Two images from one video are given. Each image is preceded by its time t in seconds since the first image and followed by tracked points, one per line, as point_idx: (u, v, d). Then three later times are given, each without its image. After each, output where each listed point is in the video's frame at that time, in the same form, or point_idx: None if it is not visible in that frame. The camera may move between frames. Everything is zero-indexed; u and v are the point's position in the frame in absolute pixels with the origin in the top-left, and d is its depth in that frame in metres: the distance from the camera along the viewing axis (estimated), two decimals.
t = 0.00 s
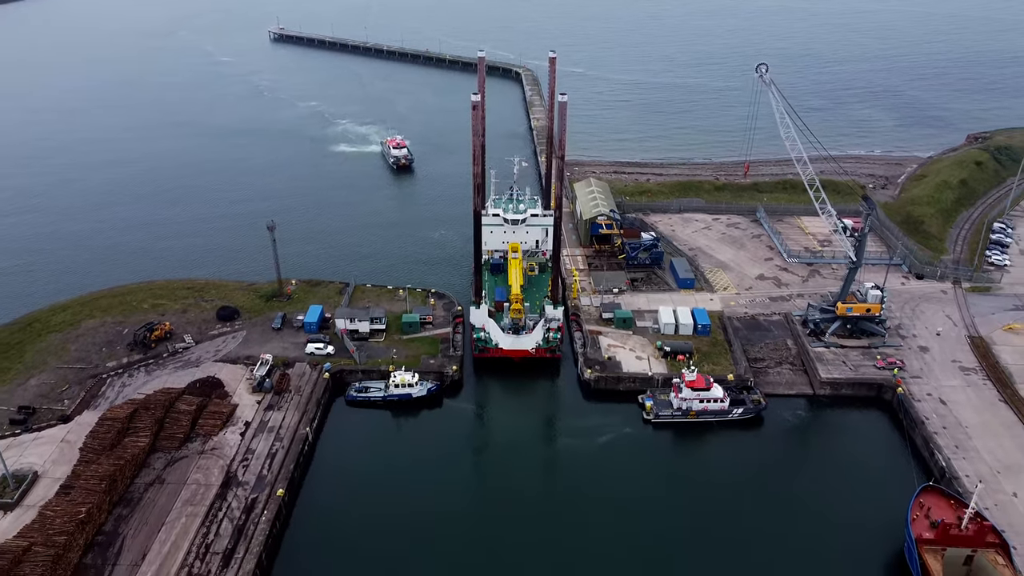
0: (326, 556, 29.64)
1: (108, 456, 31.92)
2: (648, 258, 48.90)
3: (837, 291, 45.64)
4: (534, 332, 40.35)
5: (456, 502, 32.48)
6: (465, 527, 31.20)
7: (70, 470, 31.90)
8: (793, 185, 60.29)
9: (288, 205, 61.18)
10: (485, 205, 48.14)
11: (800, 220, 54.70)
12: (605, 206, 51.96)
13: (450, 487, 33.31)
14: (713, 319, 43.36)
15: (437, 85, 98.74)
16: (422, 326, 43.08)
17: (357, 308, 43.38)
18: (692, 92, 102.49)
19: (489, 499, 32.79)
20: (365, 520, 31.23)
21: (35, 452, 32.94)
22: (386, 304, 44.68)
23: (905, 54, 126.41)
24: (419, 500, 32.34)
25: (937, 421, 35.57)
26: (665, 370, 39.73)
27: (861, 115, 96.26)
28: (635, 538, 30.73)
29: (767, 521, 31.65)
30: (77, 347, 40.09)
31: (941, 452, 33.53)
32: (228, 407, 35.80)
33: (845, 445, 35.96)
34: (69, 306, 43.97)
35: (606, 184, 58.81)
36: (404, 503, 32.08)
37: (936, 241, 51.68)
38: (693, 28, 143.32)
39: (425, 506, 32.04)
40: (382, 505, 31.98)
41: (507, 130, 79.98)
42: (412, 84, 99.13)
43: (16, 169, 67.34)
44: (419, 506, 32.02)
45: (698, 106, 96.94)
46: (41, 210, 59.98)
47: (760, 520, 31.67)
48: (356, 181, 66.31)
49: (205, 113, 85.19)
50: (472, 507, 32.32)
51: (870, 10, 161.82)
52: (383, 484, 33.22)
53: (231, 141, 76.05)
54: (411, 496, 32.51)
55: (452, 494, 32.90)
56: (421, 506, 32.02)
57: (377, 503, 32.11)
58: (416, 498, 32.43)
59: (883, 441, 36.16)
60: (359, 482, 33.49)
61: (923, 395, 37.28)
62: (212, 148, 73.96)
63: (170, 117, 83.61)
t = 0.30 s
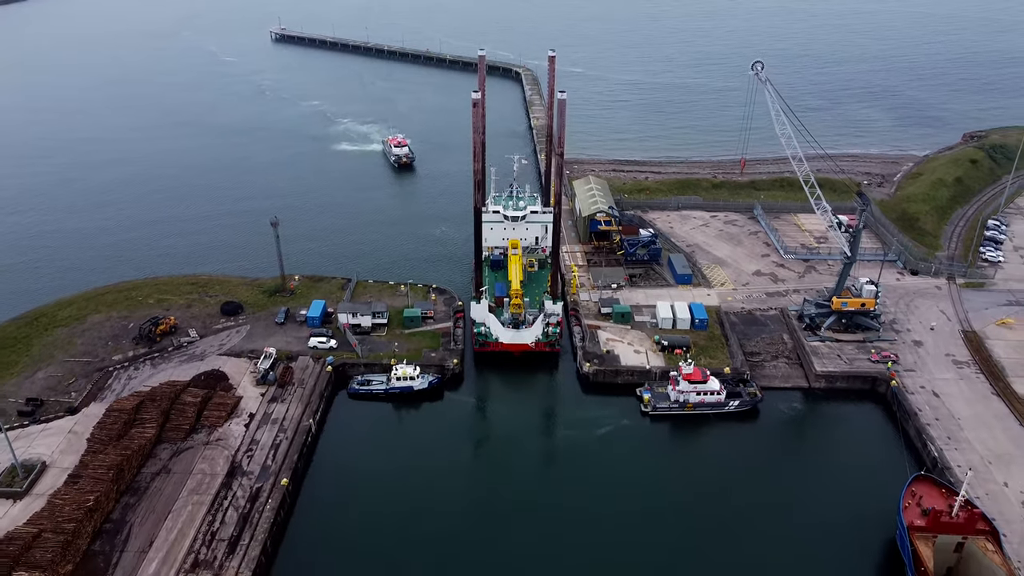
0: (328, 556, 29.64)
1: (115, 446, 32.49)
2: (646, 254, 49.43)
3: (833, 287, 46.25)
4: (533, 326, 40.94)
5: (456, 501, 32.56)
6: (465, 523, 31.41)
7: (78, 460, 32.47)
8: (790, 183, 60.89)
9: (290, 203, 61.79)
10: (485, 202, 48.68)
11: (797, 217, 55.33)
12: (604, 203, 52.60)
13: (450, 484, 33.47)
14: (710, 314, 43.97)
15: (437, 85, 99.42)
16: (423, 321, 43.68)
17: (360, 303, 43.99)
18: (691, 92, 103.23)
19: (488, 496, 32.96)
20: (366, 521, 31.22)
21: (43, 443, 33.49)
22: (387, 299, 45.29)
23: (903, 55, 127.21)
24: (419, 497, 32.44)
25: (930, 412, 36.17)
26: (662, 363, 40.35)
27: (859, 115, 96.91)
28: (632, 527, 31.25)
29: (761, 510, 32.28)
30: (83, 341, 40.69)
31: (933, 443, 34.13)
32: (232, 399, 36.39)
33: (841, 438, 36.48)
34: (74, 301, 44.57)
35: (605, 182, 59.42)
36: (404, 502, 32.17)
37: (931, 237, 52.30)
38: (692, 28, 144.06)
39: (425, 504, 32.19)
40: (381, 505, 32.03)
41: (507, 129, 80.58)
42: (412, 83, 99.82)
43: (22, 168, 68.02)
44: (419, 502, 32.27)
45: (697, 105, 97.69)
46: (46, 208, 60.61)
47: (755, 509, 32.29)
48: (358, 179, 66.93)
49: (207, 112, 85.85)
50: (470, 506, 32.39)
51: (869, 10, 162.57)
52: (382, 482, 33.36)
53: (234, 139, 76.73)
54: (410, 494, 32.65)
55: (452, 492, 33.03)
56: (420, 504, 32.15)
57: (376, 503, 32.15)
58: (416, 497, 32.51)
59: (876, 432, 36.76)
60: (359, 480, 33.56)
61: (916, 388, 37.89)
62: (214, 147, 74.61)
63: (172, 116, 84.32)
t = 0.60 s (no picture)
0: (330, 557, 29.63)
1: (122, 436, 33.06)
2: (645, 250, 49.97)
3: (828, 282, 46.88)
4: (533, 320, 41.56)
5: (455, 501, 32.62)
6: (465, 520, 31.56)
7: (86, 450, 33.05)
8: (787, 180, 61.59)
9: (292, 201, 62.44)
10: (485, 199, 49.21)
11: (793, 215, 56.04)
12: (603, 200, 53.27)
13: (449, 482, 33.59)
14: (707, 309, 44.59)
15: (438, 84, 100.15)
16: (424, 316, 44.31)
17: (362, 298, 44.62)
18: (690, 92, 103.98)
19: (488, 494, 33.10)
20: (366, 523, 31.16)
21: (51, 434, 34.08)
22: (389, 294, 45.94)
23: (900, 55, 128.00)
24: (419, 498, 32.48)
25: (923, 404, 36.77)
26: (660, 357, 40.97)
27: (856, 114, 97.63)
28: (630, 518, 31.74)
29: (756, 500, 32.85)
30: (90, 335, 41.30)
31: (926, 434, 34.72)
32: (237, 391, 37.02)
33: (835, 429, 37.08)
34: (81, 297, 45.19)
35: (604, 180, 60.08)
36: (403, 502, 32.23)
37: (926, 234, 52.96)
38: (691, 29, 144.84)
39: (425, 504, 32.23)
40: (381, 505, 32.08)
41: (508, 128, 81.23)
42: (413, 83, 100.53)
43: (27, 167, 68.71)
44: (419, 499, 32.46)
45: (695, 105, 98.46)
46: (51, 206, 61.28)
47: (750, 499, 32.86)
48: (359, 178, 67.58)
49: (210, 111, 86.56)
50: (470, 505, 32.46)
51: (867, 11, 163.29)
52: (382, 480, 33.46)
53: (237, 138, 77.43)
54: (411, 493, 32.74)
55: (452, 489, 33.22)
56: (420, 504, 32.22)
57: (377, 500, 32.31)
58: (417, 494, 32.73)
59: (870, 424, 37.39)
60: (358, 480, 33.58)
61: (910, 380, 38.51)
62: (217, 146, 75.29)
63: (175, 115, 85.01)
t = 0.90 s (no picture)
0: (331, 557, 29.50)
1: (129, 427, 33.63)
2: (643, 247, 50.59)
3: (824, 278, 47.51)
4: (533, 315, 42.14)
5: (456, 496, 32.85)
6: (465, 516, 31.71)
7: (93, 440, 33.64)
8: (784, 179, 62.31)
9: (295, 198, 63.13)
10: (486, 196, 49.77)
11: (790, 212, 56.73)
12: (601, 198, 54.05)
13: (449, 479, 33.71)
14: (704, 304, 45.23)
15: (438, 84, 100.85)
16: (425, 310, 44.97)
17: (363, 293, 45.27)
18: (689, 91, 104.74)
19: (488, 489, 33.31)
20: (366, 523, 31.00)
21: (59, 425, 34.68)
22: (391, 289, 46.58)
23: (898, 55, 128.76)
24: (419, 498, 32.41)
25: (916, 396, 37.39)
26: (658, 351, 41.61)
27: (853, 114, 98.35)
28: (629, 511, 32.18)
29: (752, 491, 33.39)
30: (96, 329, 41.92)
31: (919, 425, 35.31)
32: (241, 383, 37.62)
33: (830, 421, 37.69)
34: (87, 292, 45.84)
35: (603, 177, 60.74)
36: (403, 502, 32.17)
37: (921, 231, 53.62)
38: (689, 29, 145.69)
39: (426, 499, 32.42)
40: (381, 505, 32.01)
41: (508, 126, 81.88)
42: (414, 82, 101.24)
43: (32, 165, 69.37)
44: (420, 496, 32.56)
45: (694, 104, 99.24)
46: (57, 203, 62.01)
47: (746, 490, 33.46)
48: (361, 175, 68.26)
49: (212, 110, 87.29)
50: (470, 502, 32.58)
51: (866, 12, 163.98)
52: (381, 479, 33.44)
53: (239, 137, 78.10)
54: (411, 491, 32.77)
55: (452, 482, 33.64)
56: (420, 504, 32.16)
57: (378, 492, 32.72)
58: (418, 486, 33.13)
59: (864, 416, 38.01)
60: (358, 480, 33.50)
61: (903, 373, 39.14)
62: (220, 144, 75.99)
63: (178, 114, 85.75)
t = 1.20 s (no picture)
0: (331, 556, 29.56)
1: (136, 419, 34.17)
2: (641, 244, 51.26)
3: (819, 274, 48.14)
4: (533, 310, 42.75)
5: (456, 488, 33.23)
6: (465, 513, 31.83)
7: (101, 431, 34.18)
8: (781, 177, 62.99)
9: (297, 197, 63.78)
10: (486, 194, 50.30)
11: (787, 210, 57.39)
12: (600, 195, 54.82)
13: (449, 473, 34.10)
14: (701, 300, 45.87)
15: (439, 84, 101.54)
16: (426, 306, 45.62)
17: (365, 289, 45.92)
18: (687, 91, 105.54)
19: (488, 483, 33.69)
20: (366, 522, 31.07)
21: (66, 417, 35.25)
22: (392, 285, 47.23)
23: (895, 57, 129.62)
24: (419, 491, 32.78)
25: (909, 389, 38.00)
26: (655, 345, 42.24)
27: (850, 115, 99.10)
28: (628, 504, 32.53)
29: (748, 483, 33.87)
30: (102, 324, 42.55)
31: (912, 417, 35.90)
32: (245, 376, 38.20)
33: (825, 414, 38.30)
34: (92, 288, 46.46)
35: (601, 176, 61.41)
36: (403, 499, 32.37)
37: (915, 228, 54.27)
38: (688, 30, 146.54)
39: (426, 492, 32.78)
40: (381, 501, 32.23)
41: (507, 126, 82.54)
42: (414, 83, 101.99)
43: (37, 164, 70.09)
44: (420, 493, 32.70)
45: (692, 104, 100.03)
46: (62, 201, 62.70)
47: (743, 483, 33.90)
48: (362, 174, 68.92)
49: (215, 110, 88.00)
50: (470, 494, 32.97)
51: (865, 13, 164.86)
52: (381, 477, 33.56)
53: (241, 137, 78.77)
54: (411, 489, 32.87)
55: (452, 475, 34.04)
56: (421, 496, 32.54)
57: (379, 486, 33.08)
58: (418, 479, 33.53)
59: (858, 408, 38.62)
60: (357, 479, 33.58)
61: (897, 366, 39.76)
62: (222, 144, 76.67)
63: (181, 114, 86.50)
